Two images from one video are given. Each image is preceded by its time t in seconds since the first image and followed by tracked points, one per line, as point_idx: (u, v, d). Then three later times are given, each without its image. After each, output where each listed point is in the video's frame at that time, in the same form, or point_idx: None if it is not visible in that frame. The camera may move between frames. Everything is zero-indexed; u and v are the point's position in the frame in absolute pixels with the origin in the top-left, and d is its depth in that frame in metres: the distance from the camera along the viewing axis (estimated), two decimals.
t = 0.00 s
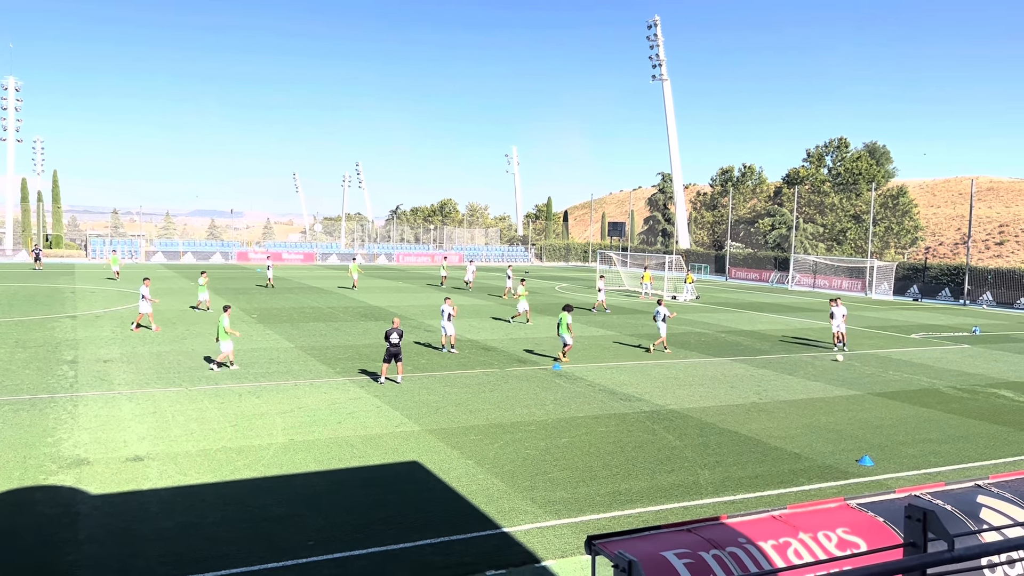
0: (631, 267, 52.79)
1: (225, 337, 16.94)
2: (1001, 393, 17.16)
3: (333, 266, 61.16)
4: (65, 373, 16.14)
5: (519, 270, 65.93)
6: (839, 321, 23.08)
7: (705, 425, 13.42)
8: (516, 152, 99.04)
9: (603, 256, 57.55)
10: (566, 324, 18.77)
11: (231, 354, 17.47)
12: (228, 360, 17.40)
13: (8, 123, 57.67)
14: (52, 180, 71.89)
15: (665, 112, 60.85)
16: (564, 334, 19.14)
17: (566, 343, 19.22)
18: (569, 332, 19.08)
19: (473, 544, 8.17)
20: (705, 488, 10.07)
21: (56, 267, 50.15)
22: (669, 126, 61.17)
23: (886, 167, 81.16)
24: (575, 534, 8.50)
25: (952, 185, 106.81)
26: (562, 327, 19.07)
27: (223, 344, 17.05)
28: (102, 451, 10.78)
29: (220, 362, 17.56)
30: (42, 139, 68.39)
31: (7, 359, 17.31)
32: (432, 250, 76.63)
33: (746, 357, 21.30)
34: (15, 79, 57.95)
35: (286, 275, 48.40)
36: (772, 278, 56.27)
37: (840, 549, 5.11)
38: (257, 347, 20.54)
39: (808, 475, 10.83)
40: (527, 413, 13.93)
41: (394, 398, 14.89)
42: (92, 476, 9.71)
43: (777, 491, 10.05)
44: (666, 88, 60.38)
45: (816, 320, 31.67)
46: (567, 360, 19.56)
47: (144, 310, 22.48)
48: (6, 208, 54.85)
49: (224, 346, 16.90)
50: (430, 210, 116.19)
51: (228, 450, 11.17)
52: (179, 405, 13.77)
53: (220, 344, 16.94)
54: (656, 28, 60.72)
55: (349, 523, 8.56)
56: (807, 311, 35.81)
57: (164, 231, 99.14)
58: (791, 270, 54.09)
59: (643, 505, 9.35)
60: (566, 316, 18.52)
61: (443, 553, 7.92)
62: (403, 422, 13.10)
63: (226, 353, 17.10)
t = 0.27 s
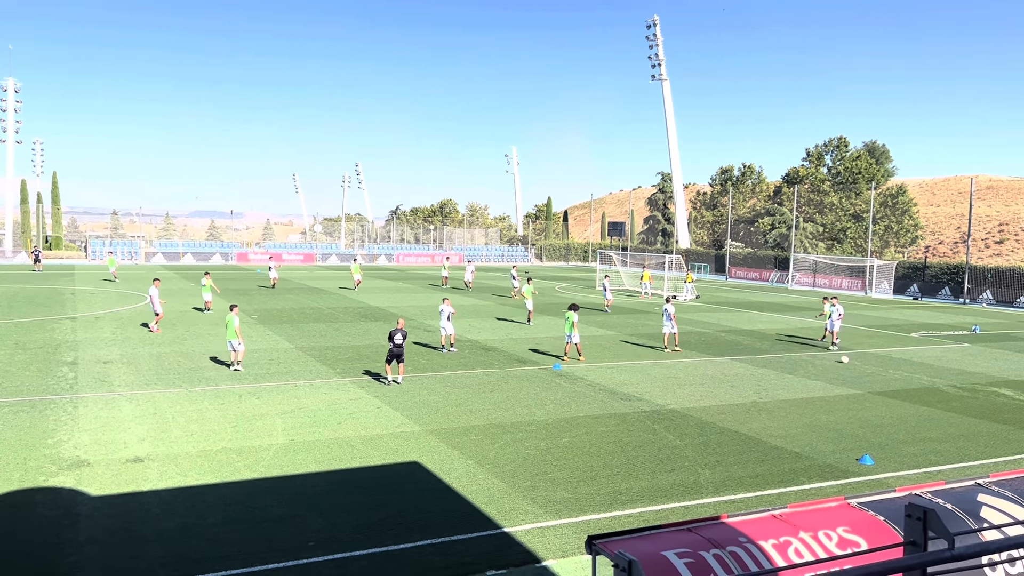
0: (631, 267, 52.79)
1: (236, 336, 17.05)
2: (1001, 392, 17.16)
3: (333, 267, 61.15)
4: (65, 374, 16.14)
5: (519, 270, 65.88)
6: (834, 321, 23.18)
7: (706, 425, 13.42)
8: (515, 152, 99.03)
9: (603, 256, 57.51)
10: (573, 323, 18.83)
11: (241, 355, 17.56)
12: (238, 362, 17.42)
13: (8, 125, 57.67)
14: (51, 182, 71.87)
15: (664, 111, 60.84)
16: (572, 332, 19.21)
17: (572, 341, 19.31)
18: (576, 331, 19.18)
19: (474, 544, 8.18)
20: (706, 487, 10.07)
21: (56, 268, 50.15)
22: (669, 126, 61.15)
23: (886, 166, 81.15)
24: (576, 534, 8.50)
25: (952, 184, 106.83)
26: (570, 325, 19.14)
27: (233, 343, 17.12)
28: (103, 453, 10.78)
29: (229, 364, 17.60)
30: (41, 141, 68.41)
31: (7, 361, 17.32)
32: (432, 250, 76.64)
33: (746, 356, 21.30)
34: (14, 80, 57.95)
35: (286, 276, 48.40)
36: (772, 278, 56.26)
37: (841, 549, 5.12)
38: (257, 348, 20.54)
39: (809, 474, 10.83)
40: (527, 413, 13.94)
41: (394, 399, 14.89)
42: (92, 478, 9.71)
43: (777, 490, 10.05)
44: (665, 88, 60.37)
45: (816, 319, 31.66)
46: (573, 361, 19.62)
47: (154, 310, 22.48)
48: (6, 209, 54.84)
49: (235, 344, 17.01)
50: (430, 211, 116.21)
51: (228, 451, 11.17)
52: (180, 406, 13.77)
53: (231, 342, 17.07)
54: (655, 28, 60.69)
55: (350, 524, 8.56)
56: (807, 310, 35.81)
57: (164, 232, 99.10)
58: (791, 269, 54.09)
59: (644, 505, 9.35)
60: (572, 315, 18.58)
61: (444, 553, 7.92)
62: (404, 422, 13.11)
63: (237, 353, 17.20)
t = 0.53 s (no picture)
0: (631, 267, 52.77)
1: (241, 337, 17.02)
2: (1003, 391, 17.12)
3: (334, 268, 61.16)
4: (66, 376, 16.16)
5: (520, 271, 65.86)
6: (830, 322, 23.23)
7: (707, 425, 13.41)
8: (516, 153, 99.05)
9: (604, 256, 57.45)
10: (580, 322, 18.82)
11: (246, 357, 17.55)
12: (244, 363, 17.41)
13: (10, 127, 57.75)
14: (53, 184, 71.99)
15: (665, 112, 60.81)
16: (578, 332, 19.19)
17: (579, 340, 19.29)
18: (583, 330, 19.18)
19: (475, 545, 8.18)
20: (707, 488, 10.07)
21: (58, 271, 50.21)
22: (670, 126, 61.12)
23: (887, 165, 81.08)
24: (577, 535, 8.49)
25: (954, 183, 106.70)
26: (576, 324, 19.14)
27: (238, 344, 17.14)
28: (104, 454, 10.80)
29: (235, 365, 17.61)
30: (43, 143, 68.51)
31: (9, 362, 17.34)
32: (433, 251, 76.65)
33: (747, 357, 21.28)
34: (16, 83, 58.06)
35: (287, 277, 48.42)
36: (773, 278, 56.21)
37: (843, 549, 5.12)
38: (258, 349, 20.55)
39: (811, 475, 10.82)
40: (529, 413, 13.93)
41: (395, 399, 14.90)
42: (94, 479, 9.72)
43: (779, 490, 10.04)
44: (666, 88, 60.33)
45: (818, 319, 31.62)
46: (578, 360, 19.72)
47: (166, 312, 22.55)
48: (8, 212, 54.90)
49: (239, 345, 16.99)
50: (431, 212, 116.25)
51: (230, 452, 11.19)
52: (181, 407, 13.79)
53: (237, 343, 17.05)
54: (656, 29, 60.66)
55: (351, 525, 8.56)
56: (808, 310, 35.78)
57: (165, 234, 99.19)
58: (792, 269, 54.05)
59: (646, 506, 9.35)
60: (579, 315, 18.59)
61: (445, 554, 7.92)
62: (405, 423, 13.11)
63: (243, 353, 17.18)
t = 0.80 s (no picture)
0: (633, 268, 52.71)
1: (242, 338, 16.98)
2: (1005, 392, 17.08)
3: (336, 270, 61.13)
4: (68, 377, 16.15)
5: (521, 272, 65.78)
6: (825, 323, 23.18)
7: (709, 426, 13.41)
8: (517, 154, 99.03)
9: (605, 258, 57.40)
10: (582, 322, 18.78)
11: (247, 359, 17.50)
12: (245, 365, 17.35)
13: (12, 129, 57.82)
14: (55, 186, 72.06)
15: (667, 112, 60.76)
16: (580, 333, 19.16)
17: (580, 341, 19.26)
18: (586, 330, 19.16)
19: (477, 546, 8.18)
20: (709, 489, 10.05)
21: (59, 272, 50.24)
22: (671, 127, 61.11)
23: (888, 166, 80.99)
24: (579, 536, 8.48)
25: (955, 184, 106.55)
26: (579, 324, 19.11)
27: (240, 345, 17.12)
28: (106, 456, 10.80)
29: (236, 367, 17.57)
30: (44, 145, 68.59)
31: (11, 364, 17.35)
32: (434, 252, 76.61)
33: (749, 358, 21.25)
34: (17, 85, 58.15)
35: (288, 278, 48.39)
36: (775, 279, 56.15)
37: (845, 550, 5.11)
38: (260, 350, 20.55)
39: (813, 475, 10.80)
40: (530, 415, 13.92)
41: (397, 401, 14.90)
42: (96, 481, 9.73)
43: (781, 492, 10.03)
44: (667, 89, 60.27)
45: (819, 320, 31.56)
46: (581, 361, 19.76)
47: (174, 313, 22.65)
48: (10, 213, 54.96)
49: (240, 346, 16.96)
50: (432, 213, 116.22)
51: (232, 454, 11.18)
52: (183, 409, 13.79)
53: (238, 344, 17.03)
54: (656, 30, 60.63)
55: (353, 526, 8.56)
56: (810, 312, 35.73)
57: (167, 235, 99.19)
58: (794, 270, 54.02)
59: (648, 507, 9.33)
60: (582, 316, 18.58)
61: (446, 555, 7.91)
62: (407, 425, 13.11)
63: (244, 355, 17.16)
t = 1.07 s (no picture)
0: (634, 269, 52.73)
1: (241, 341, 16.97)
2: (1007, 393, 17.05)
3: (337, 271, 61.17)
4: (70, 379, 16.16)
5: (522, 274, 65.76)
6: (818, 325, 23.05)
7: (710, 428, 13.39)
8: (518, 156, 99.06)
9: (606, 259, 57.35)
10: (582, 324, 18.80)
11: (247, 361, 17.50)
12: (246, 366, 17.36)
13: (14, 131, 57.93)
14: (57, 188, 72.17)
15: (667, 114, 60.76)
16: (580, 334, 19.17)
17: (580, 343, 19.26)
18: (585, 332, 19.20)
19: (478, 548, 8.17)
20: (710, 491, 10.04)
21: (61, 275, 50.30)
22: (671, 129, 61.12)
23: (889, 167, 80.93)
24: (580, 537, 8.48)
25: (957, 185, 106.45)
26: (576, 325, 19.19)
27: (240, 348, 17.13)
28: (107, 458, 10.80)
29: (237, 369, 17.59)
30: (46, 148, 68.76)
31: (13, 366, 17.37)
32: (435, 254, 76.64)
33: (750, 359, 21.24)
34: (19, 88, 58.29)
35: (289, 280, 48.41)
36: (776, 280, 56.13)
37: (847, 551, 5.11)
38: (261, 352, 20.56)
39: (814, 477, 10.79)
40: (531, 416, 13.92)
41: (398, 402, 14.90)
42: (97, 483, 9.73)
43: (782, 493, 10.02)
44: (669, 90, 60.25)
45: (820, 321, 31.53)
46: (582, 362, 19.75)
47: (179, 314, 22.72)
48: (11, 216, 55.07)
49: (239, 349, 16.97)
50: (433, 215, 116.29)
51: (233, 455, 11.18)
52: (184, 411, 13.79)
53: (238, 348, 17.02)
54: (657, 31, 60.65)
55: (353, 528, 8.56)
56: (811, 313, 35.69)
57: (168, 238, 99.27)
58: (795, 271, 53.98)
59: (649, 508, 9.32)
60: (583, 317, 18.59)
61: (447, 557, 7.90)
62: (408, 426, 13.10)
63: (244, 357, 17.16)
